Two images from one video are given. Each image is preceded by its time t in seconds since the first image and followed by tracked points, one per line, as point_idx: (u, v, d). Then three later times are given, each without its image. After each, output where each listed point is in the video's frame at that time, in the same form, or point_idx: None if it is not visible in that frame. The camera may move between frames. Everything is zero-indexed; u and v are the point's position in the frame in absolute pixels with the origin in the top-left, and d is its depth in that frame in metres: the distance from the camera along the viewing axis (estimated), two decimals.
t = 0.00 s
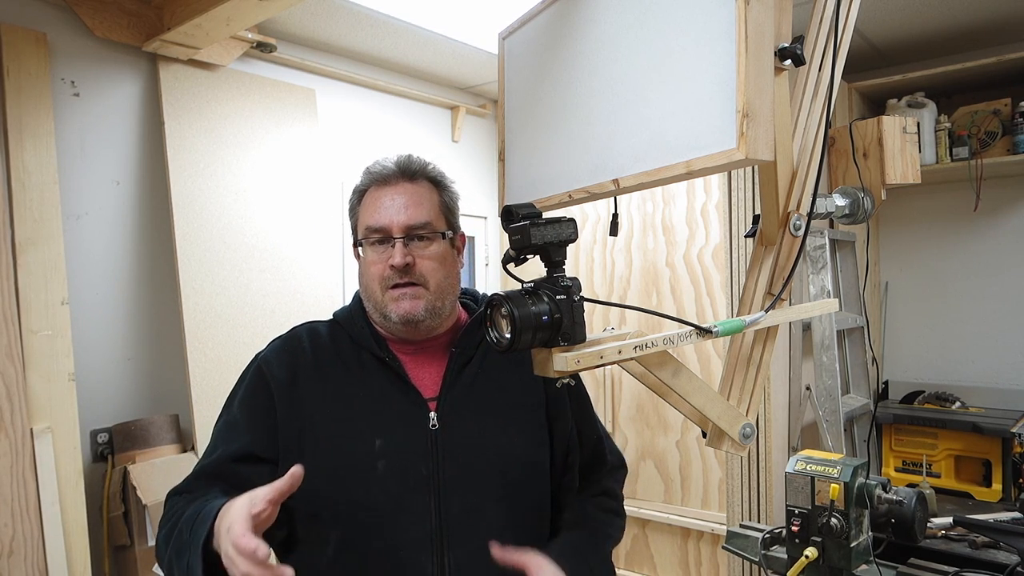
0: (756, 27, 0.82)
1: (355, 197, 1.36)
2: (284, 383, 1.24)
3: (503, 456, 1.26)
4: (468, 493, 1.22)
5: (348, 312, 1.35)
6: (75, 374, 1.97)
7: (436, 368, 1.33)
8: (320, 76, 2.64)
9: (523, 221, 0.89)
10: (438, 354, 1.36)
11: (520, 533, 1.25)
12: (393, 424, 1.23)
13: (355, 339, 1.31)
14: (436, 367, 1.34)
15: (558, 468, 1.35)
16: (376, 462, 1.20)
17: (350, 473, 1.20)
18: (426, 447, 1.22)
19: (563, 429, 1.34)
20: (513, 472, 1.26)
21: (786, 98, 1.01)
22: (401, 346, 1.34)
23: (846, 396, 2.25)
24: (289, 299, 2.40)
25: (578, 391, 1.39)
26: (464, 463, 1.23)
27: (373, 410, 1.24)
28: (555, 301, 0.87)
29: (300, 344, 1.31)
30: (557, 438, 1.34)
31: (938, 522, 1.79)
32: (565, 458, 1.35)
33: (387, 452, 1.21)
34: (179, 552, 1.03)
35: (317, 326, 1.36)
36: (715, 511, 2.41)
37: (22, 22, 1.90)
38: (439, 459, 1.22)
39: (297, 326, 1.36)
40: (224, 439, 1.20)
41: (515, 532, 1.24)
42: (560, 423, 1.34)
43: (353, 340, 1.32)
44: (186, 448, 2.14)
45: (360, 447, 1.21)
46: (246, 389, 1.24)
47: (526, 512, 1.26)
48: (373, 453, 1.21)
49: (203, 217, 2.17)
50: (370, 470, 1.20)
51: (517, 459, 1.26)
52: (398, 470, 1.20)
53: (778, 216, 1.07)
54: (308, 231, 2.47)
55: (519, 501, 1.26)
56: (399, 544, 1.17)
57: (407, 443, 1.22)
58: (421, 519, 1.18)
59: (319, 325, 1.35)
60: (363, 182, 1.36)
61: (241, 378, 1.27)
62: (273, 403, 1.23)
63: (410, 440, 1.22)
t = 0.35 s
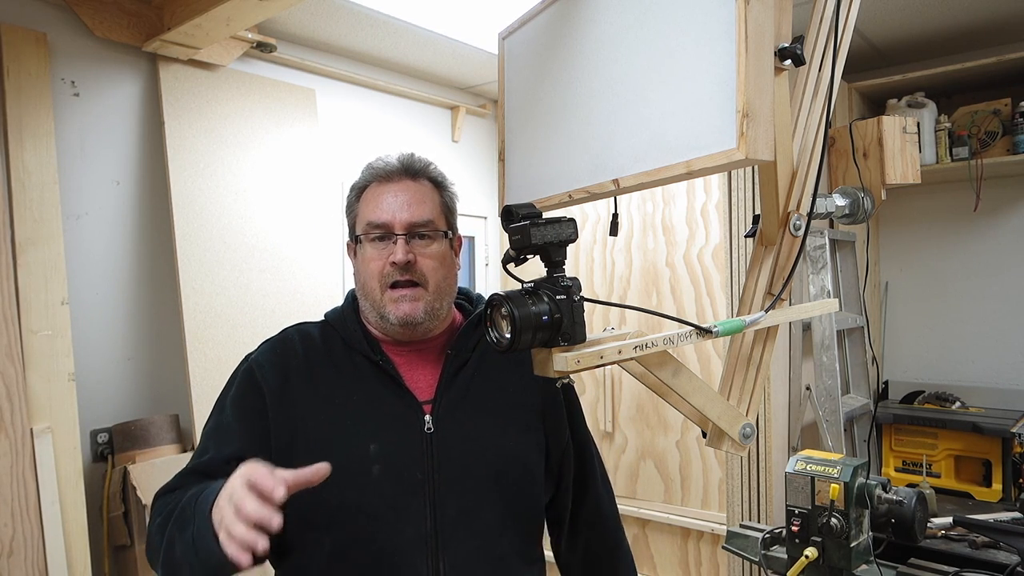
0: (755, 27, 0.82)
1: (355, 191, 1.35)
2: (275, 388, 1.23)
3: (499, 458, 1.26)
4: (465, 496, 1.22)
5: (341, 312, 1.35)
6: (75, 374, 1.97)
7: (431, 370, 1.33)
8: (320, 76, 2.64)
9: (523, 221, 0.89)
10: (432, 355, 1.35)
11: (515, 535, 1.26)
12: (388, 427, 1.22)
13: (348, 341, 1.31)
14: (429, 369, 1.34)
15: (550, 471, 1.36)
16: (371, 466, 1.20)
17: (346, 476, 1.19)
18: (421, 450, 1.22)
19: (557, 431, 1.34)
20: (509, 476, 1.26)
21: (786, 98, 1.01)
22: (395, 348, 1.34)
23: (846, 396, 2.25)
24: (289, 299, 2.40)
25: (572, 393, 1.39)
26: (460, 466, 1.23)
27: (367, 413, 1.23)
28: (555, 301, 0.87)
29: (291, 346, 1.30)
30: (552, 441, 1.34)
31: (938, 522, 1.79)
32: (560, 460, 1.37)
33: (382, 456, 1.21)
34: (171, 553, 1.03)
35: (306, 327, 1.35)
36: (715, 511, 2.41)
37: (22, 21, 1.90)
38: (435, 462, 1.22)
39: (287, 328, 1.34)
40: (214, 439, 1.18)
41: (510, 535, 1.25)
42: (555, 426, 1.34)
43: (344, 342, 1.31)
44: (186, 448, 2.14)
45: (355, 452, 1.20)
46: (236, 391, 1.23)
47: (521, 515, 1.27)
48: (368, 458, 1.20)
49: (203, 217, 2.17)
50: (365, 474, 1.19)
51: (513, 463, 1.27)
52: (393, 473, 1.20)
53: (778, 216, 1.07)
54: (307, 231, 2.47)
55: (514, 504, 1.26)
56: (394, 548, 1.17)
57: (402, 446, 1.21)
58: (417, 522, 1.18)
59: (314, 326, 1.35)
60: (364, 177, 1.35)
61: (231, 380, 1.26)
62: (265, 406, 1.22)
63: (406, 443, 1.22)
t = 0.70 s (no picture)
0: (756, 26, 0.82)
1: (368, 189, 1.34)
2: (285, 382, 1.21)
3: (506, 458, 1.27)
4: (474, 496, 1.23)
5: (345, 310, 1.34)
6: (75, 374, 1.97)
7: (436, 372, 1.34)
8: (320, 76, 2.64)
9: (522, 221, 0.89)
10: (437, 357, 1.36)
11: (520, 535, 1.27)
12: (397, 427, 1.22)
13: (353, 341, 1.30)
14: (434, 371, 1.34)
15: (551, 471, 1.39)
16: (382, 466, 1.19)
17: (355, 477, 1.18)
18: (430, 450, 1.22)
19: (557, 431, 1.38)
20: (516, 476, 1.27)
21: (786, 98, 1.01)
22: (398, 348, 1.34)
23: (847, 396, 2.25)
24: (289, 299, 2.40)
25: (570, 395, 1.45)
26: (469, 467, 1.24)
27: (376, 414, 1.23)
28: (555, 301, 0.87)
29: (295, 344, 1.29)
30: (553, 441, 1.37)
31: (938, 522, 1.79)
32: (560, 463, 1.40)
33: (393, 457, 1.20)
34: (152, 503, 1.00)
35: (310, 323, 1.34)
36: (715, 511, 2.41)
37: (22, 21, 1.90)
38: (446, 462, 1.22)
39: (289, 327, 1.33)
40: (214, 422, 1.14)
41: (516, 535, 1.26)
42: (555, 426, 1.38)
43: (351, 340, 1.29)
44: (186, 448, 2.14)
45: (364, 452, 1.19)
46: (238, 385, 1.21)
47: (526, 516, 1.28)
48: (379, 458, 1.19)
49: (203, 217, 2.17)
50: (376, 475, 1.18)
51: (520, 463, 1.28)
52: (404, 474, 1.19)
53: (778, 216, 1.07)
54: (307, 231, 2.47)
55: (520, 505, 1.27)
56: (405, 550, 1.16)
57: (413, 447, 1.21)
58: (428, 523, 1.18)
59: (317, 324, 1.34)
60: (378, 176, 1.33)
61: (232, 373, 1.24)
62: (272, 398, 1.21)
63: (417, 444, 1.21)
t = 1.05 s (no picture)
0: (755, 26, 0.82)
1: (374, 193, 1.33)
2: (286, 381, 1.22)
3: (502, 462, 1.26)
4: (466, 501, 1.23)
5: (350, 309, 1.35)
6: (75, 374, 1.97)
7: (439, 373, 1.33)
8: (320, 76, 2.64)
9: (523, 221, 0.89)
10: (440, 358, 1.35)
11: (513, 542, 1.26)
12: (393, 428, 1.23)
13: (358, 341, 1.31)
14: (437, 373, 1.34)
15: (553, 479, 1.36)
16: (375, 467, 1.20)
17: (348, 478, 1.19)
18: (424, 451, 1.22)
19: (561, 439, 1.35)
20: (512, 482, 1.27)
21: (786, 98, 1.01)
22: (403, 350, 1.33)
23: (847, 396, 2.25)
24: (289, 299, 2.40)
25: (576, 394, 1.42)
26: (463, 470, 1.24)
27: (372, 413, 1.23)
28: (555, 301, 0.87)
29: (302, 342, 1.29)
30: (556, 450, 1.35)
31: (938, 522, 1.79)
32: (564, 467, 1.36)
33: (387, 458, 1.21)
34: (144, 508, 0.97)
35: (317, 323, 1.35)
36: (715, 511, 2.41)
37: (22, 21, 1.90)
38: (439, 465, 1.22)
39: (299, 323, 1.34)
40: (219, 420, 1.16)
41: (509, 541, 1.26)
42: (558, 434, 1.36)
43: (355, 341, 1.31)
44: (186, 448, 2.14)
45: (359, 452, 1.20)
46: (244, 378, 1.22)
47: (521, 524, 1.27)
48: (373, 459, 1.20)
49: (203, 217, 2.17)
50: (369, 476, 1.19)
51: (516, 470, 1.27)
52: (397, 476, 1.20)
53: (777, 216, 1.07)
54: (307, 231, 2.47)
55: (515, 511, 1.26)
56: (393, 551, 1.17)
57: (407, 448, 1.22)
58: (418, 526, 1.18)
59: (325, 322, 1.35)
60: (387, 178, 1.33)
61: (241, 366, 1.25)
62: (273, 397, 1.21)
63: (411, 445, 1.22)
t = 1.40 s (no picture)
0: (755, 26, 0.82)
1: (374, 195, 1.34)
2: (286, 387, 1.26)
3: (502, 464, 1.24)
4: (464, 502, 1.22)
5: (356, 313, 1.37)
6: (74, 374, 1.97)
7: (442, 374, 1.33)
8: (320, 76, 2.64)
9: (523, 221, 0.89)
10: (445, 358, 1.35)
11: (516, 543, 1.24)
12: (390, 429, 1.24)
13: (361, 343, 1.33)
14: (441, 374, 1.33)
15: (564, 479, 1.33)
16: (372, 467, 1.21)
17: (345, 479, 1.21)
18: (420, 452, 1.23)
19: (569, 438, 1.31)
20: (512, 483, 1.24)
21: (786, 98, 1.01)
22: (407, 352, 1.34)
23: (846, 396, 2.25)
24: (289, 299, 2.40)
25: (586, 391, 1.37)
26: (461, 471, 1.23)
27: (370, 416, 1.25)
28: (555, 301, 0.87)
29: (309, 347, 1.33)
30: (563, 450, 1.31)
31: (938, 522, 1.79)
32: (573, 467, 1.33)
33: (385, 458, 1.22)
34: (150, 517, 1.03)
35: (325, 327, 1.37)
36: (715, 511, 2.41)
37: (22, 21, 1.90)
38: (436, 466, 1.22)
39: (308, 327, 1.38)
40: (230, 429, 1.24)
41: (511, 543, 1.24)
42: (566, 433, 1.31)
43: (360, 344, 1.33)
44: (186, 448, 2.14)
45: (357, 453, 1.22)
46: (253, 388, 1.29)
47: (523, 525, 1.25)
48: (370, 459, 1.22)
49: (203, 217, 2.17)
50: (366, 476, 1.21)
51: (516, 471, 1.25)
52: (394, 476, 1.21)
53: (778, 216, 1.07)
54: (307, 231, 2.47)
55: (516, 513, 1.24)
56: (390, 549, 1.18)
57: (404, 448, 1.22)
58: (415, 525, 1.19)
59: (334, 324, 1.38)
60: (383, 181, 1.33)
61: (253, 375, 1.32)
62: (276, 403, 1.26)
63: (408, 445, 1.23)
